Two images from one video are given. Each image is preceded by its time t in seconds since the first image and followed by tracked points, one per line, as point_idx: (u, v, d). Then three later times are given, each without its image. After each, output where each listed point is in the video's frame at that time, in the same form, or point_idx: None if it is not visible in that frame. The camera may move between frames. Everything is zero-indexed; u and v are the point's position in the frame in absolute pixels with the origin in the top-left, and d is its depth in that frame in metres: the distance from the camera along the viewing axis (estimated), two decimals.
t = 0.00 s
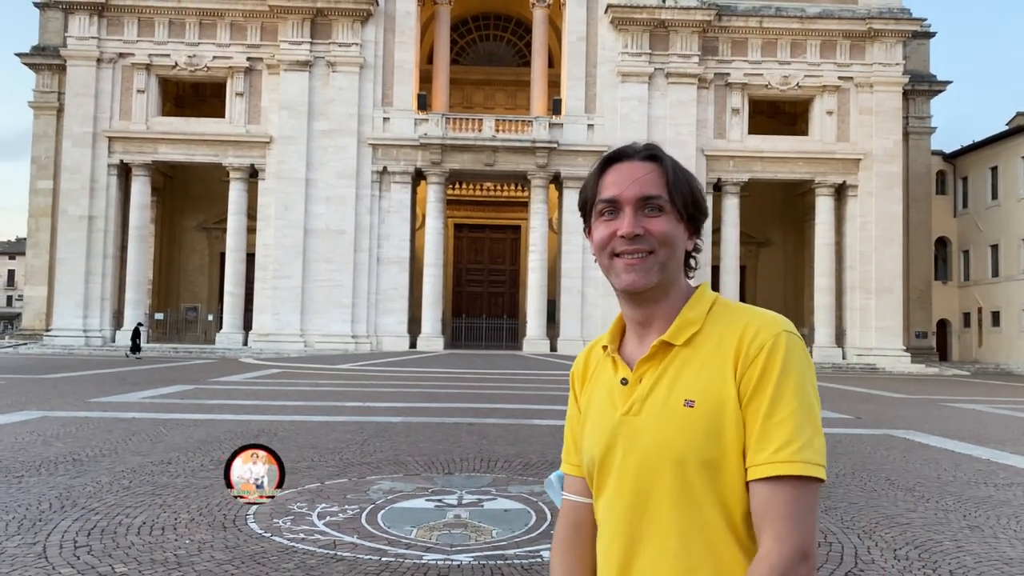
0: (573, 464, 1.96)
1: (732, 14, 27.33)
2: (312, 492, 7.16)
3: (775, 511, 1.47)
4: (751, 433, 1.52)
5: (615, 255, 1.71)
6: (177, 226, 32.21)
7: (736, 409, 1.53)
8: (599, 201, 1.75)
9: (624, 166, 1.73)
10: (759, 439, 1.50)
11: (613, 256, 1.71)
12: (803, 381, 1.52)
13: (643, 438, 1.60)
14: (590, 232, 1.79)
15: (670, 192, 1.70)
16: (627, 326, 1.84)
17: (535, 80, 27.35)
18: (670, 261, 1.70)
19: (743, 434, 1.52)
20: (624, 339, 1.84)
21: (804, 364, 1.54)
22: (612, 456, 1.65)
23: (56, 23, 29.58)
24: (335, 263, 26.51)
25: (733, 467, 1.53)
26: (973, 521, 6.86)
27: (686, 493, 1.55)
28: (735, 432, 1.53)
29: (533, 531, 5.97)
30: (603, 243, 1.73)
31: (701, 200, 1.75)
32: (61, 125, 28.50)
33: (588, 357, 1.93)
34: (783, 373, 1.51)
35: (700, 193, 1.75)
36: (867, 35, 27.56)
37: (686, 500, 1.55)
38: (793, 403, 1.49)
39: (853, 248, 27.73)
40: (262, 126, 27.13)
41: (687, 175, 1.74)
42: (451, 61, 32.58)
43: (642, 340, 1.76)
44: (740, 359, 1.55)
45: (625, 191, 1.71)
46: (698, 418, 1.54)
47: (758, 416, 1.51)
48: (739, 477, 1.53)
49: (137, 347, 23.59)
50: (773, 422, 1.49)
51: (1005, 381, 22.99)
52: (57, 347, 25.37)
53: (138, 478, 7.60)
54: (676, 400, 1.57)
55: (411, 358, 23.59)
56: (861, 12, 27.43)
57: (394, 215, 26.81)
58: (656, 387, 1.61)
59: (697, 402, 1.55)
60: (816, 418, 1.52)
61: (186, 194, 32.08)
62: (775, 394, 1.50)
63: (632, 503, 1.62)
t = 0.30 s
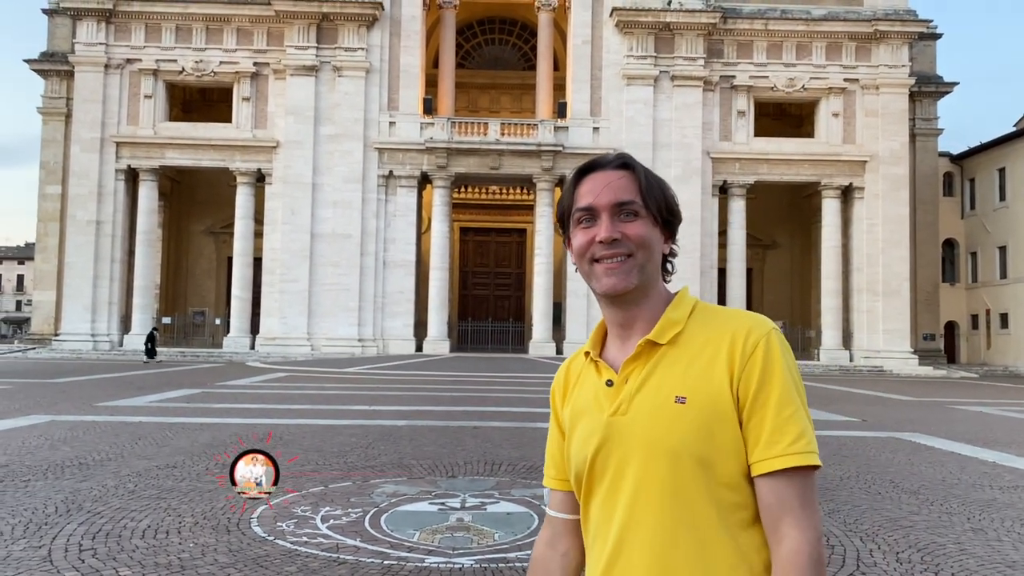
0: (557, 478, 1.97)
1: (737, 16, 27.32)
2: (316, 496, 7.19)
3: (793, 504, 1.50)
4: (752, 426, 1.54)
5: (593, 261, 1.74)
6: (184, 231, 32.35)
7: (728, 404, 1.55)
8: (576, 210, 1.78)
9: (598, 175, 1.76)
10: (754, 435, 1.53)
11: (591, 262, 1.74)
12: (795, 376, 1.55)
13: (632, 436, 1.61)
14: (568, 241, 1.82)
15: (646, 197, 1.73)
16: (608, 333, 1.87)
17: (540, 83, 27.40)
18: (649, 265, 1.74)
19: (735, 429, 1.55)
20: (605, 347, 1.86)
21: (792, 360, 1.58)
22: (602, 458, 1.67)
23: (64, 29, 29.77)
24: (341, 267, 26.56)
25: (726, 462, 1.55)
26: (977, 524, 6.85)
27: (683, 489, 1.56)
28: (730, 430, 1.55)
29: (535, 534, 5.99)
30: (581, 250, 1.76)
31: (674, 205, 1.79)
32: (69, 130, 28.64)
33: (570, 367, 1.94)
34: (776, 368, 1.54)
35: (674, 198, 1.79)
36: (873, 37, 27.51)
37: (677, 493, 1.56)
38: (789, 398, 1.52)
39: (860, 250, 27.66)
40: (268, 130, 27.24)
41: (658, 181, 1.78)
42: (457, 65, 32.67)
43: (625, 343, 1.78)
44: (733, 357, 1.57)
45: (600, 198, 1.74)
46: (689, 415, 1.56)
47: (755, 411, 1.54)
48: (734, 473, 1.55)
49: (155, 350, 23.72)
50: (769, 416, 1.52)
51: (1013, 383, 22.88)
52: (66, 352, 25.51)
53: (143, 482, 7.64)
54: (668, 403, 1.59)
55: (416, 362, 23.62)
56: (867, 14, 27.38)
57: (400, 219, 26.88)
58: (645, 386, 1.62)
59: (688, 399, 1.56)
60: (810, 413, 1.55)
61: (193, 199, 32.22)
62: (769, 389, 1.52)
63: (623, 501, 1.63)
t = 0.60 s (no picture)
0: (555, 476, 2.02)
1: (743, 22, 27.33)
2: (321, 502, 7.22)
3: (791, 514, 1.54)
4: (727, 436, 1.55)
5: (582, 265, 1.76)
6: (193, 239, 32.50)
7: (700, 415, 1.56)
8: (569, 215, 1.81)
9: (592, 182, 1.78)
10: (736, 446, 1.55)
11: (580, 267, 1.77)
12: (776, 390, 1.54)
13: (608, 441, 1.64)
14: (560, 245, 1.85)
15: (636, 205, 1.76)
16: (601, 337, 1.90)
17: (546, 91, 27.46)
18: (636, 273, 1.76)
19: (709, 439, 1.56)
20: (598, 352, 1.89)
21: (777, 373, 1.56)
22: (582, 459, 1.70)
23: (74, 39, 30.01)
24: (349, 274, 26.61)
25: (698, 472, 1.57)
26: (983, 530, 6.81)
27: (651, 494, 1.58)
28: (696, 440, 1.56)
29: (539, 541, 6.00)
30: (570, 255, 1.79)
31: (668, 214, 1.81)
32: (79, 139, 28.83)
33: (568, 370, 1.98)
34: (749, 380, 1.53)
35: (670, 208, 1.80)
36: (879, 42, 27.48)
37: (648, 498, 1.58)
38: (767, 412, 1.52)
39: (868, 255, 27.58)
40: (276, 139, 27.37)
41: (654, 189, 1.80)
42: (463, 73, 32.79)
43: (612, 348, 1.81)
44: (710, 368, 1.57)
45: (591, 205, 1.77)
46: (661, 422, 1.58)
47: (728, 421, 1.54)
48: (709, 481, 1.56)
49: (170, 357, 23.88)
50: (747, 428, 1.53)
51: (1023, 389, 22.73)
52: (75, 359, 25.62)
53: (150, 489, 7.67)
54: (642, 409, 1.61)
55: (423, 369, 23.62)
56: (874, 19, 27.35)
57: (408, 226, 26.93)
58: (623, 391, 1.65)
59: (659, 407, 1.58)
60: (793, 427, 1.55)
61: (202, 207, 32.38)
62: (742, 401, 1.53)
63: (597, 502, 1.67)
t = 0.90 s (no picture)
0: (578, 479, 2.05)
1: (750, 32, 27.36)
2: (326, 512, 7.23)
3: (735, 542, 1.42)
4: (693, 454, 1.50)
5: (588, 268, 1.78)
6: (202, 250, 32.65)
7: (672, 426, 1.51)
8: (579, 218, 1.82)
9: (605, 184, 1.79)
10: (698, 463, 1.48)
11: (587, 268, 1.79)
12: (748, 411, 1.45)
13: (592, 446, 1.65)
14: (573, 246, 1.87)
15: (648, 212, 1.74)
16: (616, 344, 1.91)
17: (553, 102, 27.57)
18: (643, 284, 1.77)
19: (679, 454, 1.50)
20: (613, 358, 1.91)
21: (756, 389, 1.47)
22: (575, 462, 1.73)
23: (85, 53, 30.27)
24: (357, 285, 26.66)
25: (662, 484, 1.52)
26: (990, 541, 6.77)
27: (617, 504, 1.56)
28: (663, 454, 1.51)
29: (544, 551, 5.99)
30: (578, 257, 1.81)
31: (682, 218, 1.78)
32: (89, 151, 29.02)
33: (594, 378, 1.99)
34: (719, 396, 1.47)
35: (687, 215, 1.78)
36: (886, 52, 27.47)
37: (615, 507, 1.57)
38: (729, 431, 1.44)
39: (877, 265, 27.49)
40: (285, 150, 27.51)
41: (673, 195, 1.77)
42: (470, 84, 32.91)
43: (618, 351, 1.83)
44: (684, 381, 1.53)
45: (600, 209, 1.78)
46: (636, 432, 1.55)
47: (693, 438, 1.48)
48: (672, 499, 1.51)
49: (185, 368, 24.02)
50: (708, 444, 1.46)
51: None
52: (84, 371, 25.74)
53: (157, 499, 7.71)
54: (623, 420, 1.60)
55: (430, 379, 23.64)
56: (881, 29, 27.34)
57: (415, 237, 26.99)
58: (614, 397, 1.66)
59: (636, 419, 1.56)
60: (761, 453, 1.44)
61: (211, 218, 32.56)
62: (703, 416, 1.46)
63: (580, 506, 1.68)
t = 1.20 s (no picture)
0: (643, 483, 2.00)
1: (755, 48, 27.46)
2: (332, 529, 7.25)
3: None
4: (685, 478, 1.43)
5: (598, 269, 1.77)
6: (210, 266, 32.82)
7: (673, 452, 1.45)
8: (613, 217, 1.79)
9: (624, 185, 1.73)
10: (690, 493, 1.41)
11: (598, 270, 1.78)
12: (745, 444, 1.36)
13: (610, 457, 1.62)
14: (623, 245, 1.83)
15: (634, 208, 1.63)
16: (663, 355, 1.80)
17: (560, 118, 27.73)
18: (620, 285, 1.68)
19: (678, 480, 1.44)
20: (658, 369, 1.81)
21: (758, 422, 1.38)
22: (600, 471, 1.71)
23: (95, 70, 30.58)
24: (364, 300, 26.70)
25: (657, 508, 1.47)
26: (999, 557, 6.74)
27: (622, 520, 1.53)
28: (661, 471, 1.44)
29: (548, 568, 5.98)
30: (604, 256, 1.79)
31: (675, 226, 1.59)
32: (99, 168, 29.24)
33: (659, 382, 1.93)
34: (715, 422, 1.39)
35: (687, 219, 1.59)
36: (892, 67, 27.54)
37: (618, 523, 1.54)
38: (721, 463, 1.36)
39: (884, 279, 27.41)
40: (293, 167, 27.68)
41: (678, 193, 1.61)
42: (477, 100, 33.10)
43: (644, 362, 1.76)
44: (682, 401, 1.46)
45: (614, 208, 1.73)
46: (644, 452, 1.51)
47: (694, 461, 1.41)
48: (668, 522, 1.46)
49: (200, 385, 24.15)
50: (699, 474, 1.39)
51: None
52: (93, 386, 25.84)
53: (163, 515, 7.74)
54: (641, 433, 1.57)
55: (438, 394, 23.65)
56: (886, 44, 27.41)
57: (422, 252, 27.04)
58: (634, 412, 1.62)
59: (644, 439, 1.52)
60: (755, 490, 1.35)
61: (219, 234, 32.75)
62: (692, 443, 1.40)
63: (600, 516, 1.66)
